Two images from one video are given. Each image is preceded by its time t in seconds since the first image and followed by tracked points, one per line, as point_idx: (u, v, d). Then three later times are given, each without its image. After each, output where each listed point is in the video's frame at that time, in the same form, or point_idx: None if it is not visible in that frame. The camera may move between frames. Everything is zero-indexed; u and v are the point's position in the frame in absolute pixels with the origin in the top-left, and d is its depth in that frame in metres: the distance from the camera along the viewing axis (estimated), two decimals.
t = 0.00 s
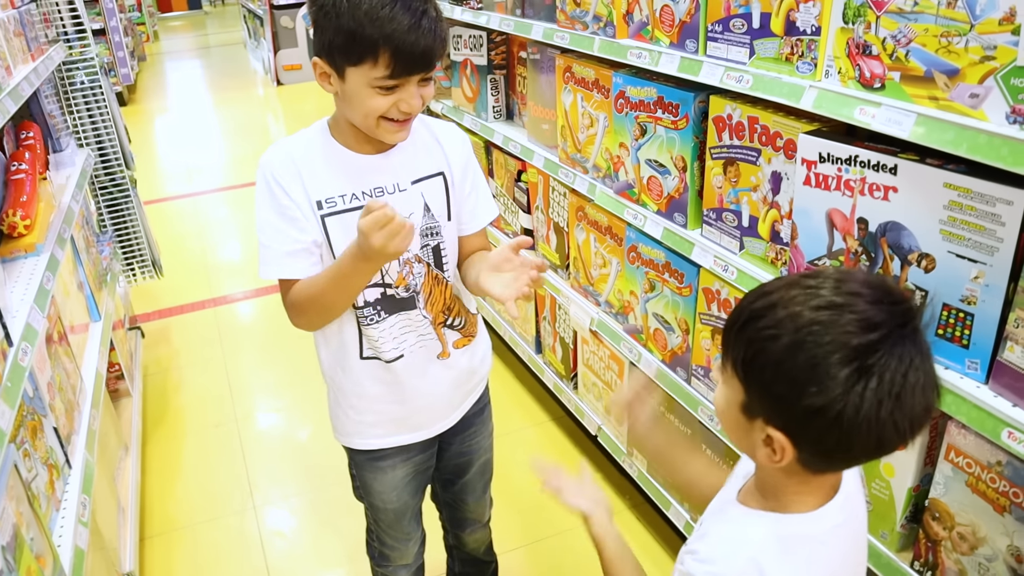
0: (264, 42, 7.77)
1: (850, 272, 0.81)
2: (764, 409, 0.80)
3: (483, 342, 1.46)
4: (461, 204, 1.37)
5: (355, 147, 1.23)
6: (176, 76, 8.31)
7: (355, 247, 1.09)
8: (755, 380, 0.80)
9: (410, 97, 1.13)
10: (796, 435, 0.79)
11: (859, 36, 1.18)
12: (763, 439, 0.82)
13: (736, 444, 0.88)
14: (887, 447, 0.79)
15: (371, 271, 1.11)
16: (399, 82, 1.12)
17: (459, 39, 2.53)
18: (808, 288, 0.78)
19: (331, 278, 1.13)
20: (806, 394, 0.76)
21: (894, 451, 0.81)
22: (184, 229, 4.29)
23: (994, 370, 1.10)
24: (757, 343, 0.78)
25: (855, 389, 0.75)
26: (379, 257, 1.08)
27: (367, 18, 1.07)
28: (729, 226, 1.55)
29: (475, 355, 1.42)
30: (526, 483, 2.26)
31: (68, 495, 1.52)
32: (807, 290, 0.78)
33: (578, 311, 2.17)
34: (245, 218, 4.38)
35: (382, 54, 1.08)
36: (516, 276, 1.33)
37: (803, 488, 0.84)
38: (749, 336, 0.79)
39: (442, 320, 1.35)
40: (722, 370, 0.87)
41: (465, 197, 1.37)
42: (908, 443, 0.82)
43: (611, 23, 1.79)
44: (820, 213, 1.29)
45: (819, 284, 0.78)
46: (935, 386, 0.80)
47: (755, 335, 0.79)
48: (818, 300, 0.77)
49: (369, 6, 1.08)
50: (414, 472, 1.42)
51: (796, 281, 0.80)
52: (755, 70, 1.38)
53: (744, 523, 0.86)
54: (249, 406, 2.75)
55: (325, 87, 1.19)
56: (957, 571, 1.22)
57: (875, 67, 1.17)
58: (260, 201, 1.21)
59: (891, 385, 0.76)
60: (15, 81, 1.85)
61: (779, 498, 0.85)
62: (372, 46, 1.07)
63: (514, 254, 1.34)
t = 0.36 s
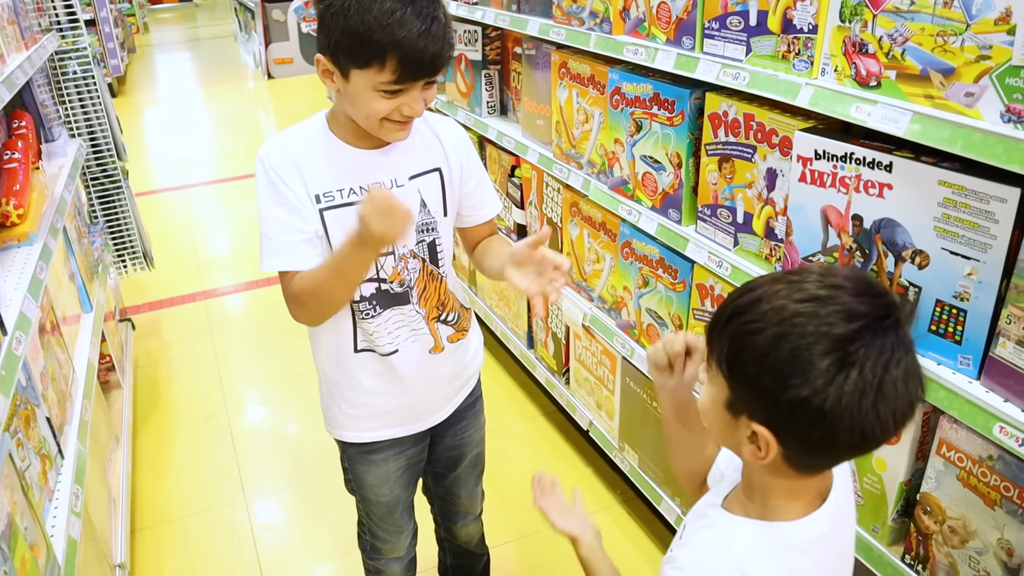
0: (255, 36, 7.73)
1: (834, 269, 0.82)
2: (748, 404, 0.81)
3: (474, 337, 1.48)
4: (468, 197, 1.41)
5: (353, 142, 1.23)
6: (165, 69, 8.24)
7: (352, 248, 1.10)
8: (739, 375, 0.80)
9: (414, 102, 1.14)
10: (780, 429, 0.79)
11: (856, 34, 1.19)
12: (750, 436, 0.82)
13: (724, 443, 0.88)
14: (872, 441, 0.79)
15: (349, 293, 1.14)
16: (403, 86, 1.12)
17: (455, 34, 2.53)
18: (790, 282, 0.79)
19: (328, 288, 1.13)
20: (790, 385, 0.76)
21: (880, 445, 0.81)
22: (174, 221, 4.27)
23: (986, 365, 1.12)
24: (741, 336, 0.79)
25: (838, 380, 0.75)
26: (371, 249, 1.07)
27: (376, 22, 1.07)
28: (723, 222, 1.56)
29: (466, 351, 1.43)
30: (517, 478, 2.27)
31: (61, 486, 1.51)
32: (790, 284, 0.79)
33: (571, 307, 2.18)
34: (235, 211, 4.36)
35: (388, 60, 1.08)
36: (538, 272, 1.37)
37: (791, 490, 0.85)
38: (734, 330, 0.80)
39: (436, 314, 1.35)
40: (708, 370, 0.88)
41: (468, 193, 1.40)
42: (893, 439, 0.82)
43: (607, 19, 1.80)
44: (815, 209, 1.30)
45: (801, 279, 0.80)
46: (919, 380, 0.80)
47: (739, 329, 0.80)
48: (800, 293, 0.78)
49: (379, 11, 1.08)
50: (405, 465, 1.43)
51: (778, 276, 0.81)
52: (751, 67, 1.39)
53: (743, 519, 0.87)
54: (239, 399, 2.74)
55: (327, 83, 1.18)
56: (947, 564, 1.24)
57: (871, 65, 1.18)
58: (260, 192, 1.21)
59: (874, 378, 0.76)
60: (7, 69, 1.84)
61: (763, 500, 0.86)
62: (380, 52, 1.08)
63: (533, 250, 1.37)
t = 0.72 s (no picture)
0: (251, 30, 7.69)
1: (838, 286, 0.80)
2: (757, 431, 0.79)
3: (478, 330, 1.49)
4: (468, 194, 1.42)
5: (357, 140, 1.22)
6: (160, 63, 8.19)
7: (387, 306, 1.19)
8: (746, 401, 0.78)
9: (421, 116, 1.14)
10: (789, 455, 0.77)
11: (862, 34, 1.19)
12: (760, 462, 0.81)
13: (731, 469, 0.86)
14: (884, 464, 0.77)
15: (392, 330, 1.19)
16: (415, 101, 1.11)
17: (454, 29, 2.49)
18: (795, 302, 0.77)
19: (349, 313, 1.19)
20: (798, 411, 0.74)
21: (892, 469, 0.79)
22: (168, 215, 4.24)
23: (988, 367, 1.12)
24: (747, 360, 0.77)
25: (848, 404, 0.73)
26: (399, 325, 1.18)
27: (395, 37, 1.05)
28: (725, 221, 1.55)
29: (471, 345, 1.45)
30: (513, 476, 2.26)
31: (53, 480, 1.50)
32: (795, 304, 0.77)
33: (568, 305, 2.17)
34: (230, 206, 4.33)
35: (404, 76, 1.07)
36: (562, 278, 1.38)
37: (797, 513, 0.83)
38: (739, 354, 0.78)
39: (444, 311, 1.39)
40: (713, 393, 0.86)
41: (471, 189, 1.41)
42: (905, 461, 0.80)
43: (610, 17, 1.79)
44: (818, 209, 1.30)
45: (806, 298, 0.77)
46: (931, 399, 0.78)
47: (745, 353, 0.77)
48: (806, 314, 0.75)
49: (399, 25, 1.06)
50: (412, 464, 1.42)
51: (782, 296, 0.79)
52: (755, 66, 1.38)
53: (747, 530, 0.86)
54: (232, 394, 2.72)
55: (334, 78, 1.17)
56: (947, 566, 1.24)
57: (877, 66, 1.17)
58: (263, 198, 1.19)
59: (885, 402, 0.74)
60: (2, 59, 1.82)
61: (769, 525, 0.84)
62: (395, 68, 1.06)
63: (559, 258, 1.37)
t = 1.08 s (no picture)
0: (246, 13, 7.63)
1: (811, 265, 0.80)
2: (749, 419, 0.77)
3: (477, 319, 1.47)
4: (467, 178, 1.40)
5: (359, 121, 1.21)
6: (155, 45, 8.13)
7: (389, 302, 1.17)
8: (734, 390, 0.77)
9: (418, 97, 1.12)
10: (785, 439, 0.76)
11: (863, 17, 1.17)
12: (756, 452, 0.80)
13: (728, 463, 0.85)
14: (879, 437, 0.76)
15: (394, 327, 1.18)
16: (411, 81, 1.09)
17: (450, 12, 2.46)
18: (772, 285, 0.77)
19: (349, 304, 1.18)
20: (787, 393, 0.73)
21: (888, 440, 0.78)
22: (164, 199, 4.21)
23: (987, 354, 1.11)
24: (730, 348, 0.76)
25: (834, 377, 0.72)
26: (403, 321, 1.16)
27: (391, 17, 1.04)
28: (722, 206, 1.54)
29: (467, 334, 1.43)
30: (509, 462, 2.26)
31: (46, 464, 1.49)
32: (771, 287, 0.77)
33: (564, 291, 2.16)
34: (225, 190, 4.31)
35: (399, 54, 1.05)
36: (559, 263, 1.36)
37: (799, 503, 0.82)
38: (721, 345, 0.77)
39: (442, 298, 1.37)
40: (703, 389, 0.84)
41: (470, 174, 1.40)
42: (900, 431, 0.79)
43: None
44: (817, 193, 1.28)
45: (782, 280, 0.77)
46: (917, 365, 0.77)
47: (726, 342, 0.77)
48: (783, 295, 0.75)
49: (395, 4, 1.04)
50: (408, 450, 1.41)
51: (759, 281, 0.78)
52: (755, 49, 1.36)
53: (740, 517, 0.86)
54: (227, 379, 2.71)
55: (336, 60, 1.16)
56: (943, 553, 1.24)
57: (878, 49, 1.16)
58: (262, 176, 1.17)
59: (871, 369, 0.73)
60: None
61: (772, 510, 0.83)
62: (391, 47, 1.05)
63: (555, 242, 1.34)
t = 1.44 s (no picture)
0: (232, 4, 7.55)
1: (800, 265, 0.78)
2: (715, 411, 0.78)
3: (466, 315, 1.46)
4: (458, 171, 1.38)
5: (345, 106, 1.20)
6: (139, 36, 8.04)
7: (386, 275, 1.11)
8: (703, 382, 0.78)
9: (394, 49, 1.10)
10: (747, 438, 0.77)
11: (849, 12, 1.17)
12: (718, 443, 0.80)
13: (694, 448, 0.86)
14: (841, 447, 0.76)
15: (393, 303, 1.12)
16: (381, 31, 1.08)
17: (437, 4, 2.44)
18: (756, 282, 0.76)
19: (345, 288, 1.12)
20: (753, 394, 0.74)
21: (849, 451, 0.78)
22: (148, 192, 4.17)
23: (970, 350, 1.11)
24: (704, 342, 0.76)
25: (802, 385, 0.72)
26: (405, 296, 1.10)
27: None
28: (708, 201, 1.54)
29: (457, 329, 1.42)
30: (496, 456, 2.26)
31: (27, 460, 1.47)
32: (756, 284, 0.76)
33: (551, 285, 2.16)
34: (210, 183, 4.27)
35: (360, 0, 1.04)
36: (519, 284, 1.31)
37: (761, 492, 0.81)
38: (697, 336, 0.77)
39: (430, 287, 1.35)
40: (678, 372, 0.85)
41: (459, 167, 1.38)
42: (864, 443, 0.79)
43: None
44: (803, 189, 1.28)
45: (769, 278, 0.76)
46: (890, 380, 0.77)
47: (701, 334, 0.77)
48: (765, 294, 0.74)
49: None
50: (395, 445, 1.41)
51: (745, 276, 0.77)
52: (741, 44, 1.36)
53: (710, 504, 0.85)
54: (213, 373, 2.70)
55: (314, 40, 1.16)
56: (926, 547, 1.25)
57: (863, 44, 1.16)
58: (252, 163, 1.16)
59: (840, 383, 0.73)
60: None
61: (737, 500, 0.83)
62: None
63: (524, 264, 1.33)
